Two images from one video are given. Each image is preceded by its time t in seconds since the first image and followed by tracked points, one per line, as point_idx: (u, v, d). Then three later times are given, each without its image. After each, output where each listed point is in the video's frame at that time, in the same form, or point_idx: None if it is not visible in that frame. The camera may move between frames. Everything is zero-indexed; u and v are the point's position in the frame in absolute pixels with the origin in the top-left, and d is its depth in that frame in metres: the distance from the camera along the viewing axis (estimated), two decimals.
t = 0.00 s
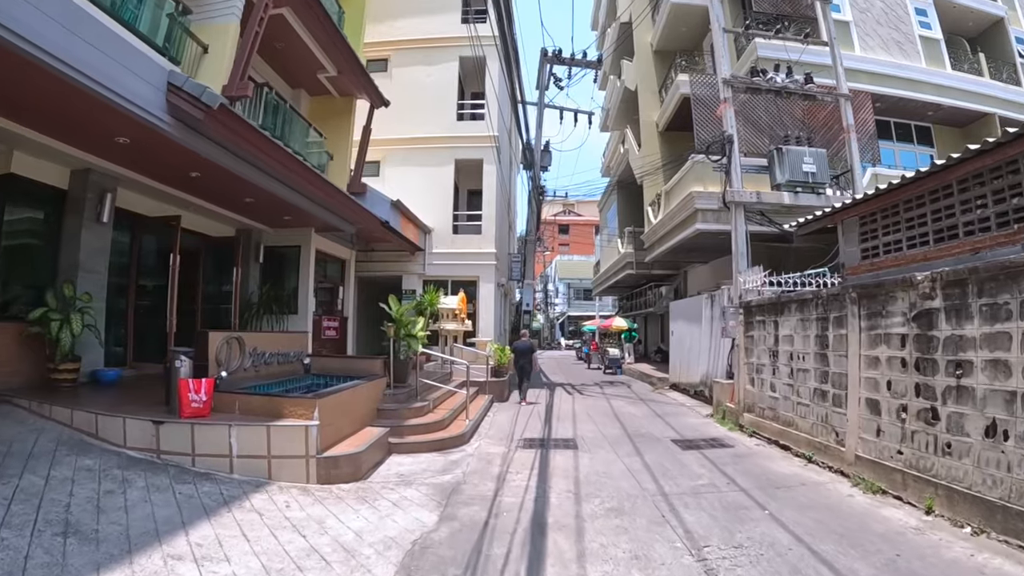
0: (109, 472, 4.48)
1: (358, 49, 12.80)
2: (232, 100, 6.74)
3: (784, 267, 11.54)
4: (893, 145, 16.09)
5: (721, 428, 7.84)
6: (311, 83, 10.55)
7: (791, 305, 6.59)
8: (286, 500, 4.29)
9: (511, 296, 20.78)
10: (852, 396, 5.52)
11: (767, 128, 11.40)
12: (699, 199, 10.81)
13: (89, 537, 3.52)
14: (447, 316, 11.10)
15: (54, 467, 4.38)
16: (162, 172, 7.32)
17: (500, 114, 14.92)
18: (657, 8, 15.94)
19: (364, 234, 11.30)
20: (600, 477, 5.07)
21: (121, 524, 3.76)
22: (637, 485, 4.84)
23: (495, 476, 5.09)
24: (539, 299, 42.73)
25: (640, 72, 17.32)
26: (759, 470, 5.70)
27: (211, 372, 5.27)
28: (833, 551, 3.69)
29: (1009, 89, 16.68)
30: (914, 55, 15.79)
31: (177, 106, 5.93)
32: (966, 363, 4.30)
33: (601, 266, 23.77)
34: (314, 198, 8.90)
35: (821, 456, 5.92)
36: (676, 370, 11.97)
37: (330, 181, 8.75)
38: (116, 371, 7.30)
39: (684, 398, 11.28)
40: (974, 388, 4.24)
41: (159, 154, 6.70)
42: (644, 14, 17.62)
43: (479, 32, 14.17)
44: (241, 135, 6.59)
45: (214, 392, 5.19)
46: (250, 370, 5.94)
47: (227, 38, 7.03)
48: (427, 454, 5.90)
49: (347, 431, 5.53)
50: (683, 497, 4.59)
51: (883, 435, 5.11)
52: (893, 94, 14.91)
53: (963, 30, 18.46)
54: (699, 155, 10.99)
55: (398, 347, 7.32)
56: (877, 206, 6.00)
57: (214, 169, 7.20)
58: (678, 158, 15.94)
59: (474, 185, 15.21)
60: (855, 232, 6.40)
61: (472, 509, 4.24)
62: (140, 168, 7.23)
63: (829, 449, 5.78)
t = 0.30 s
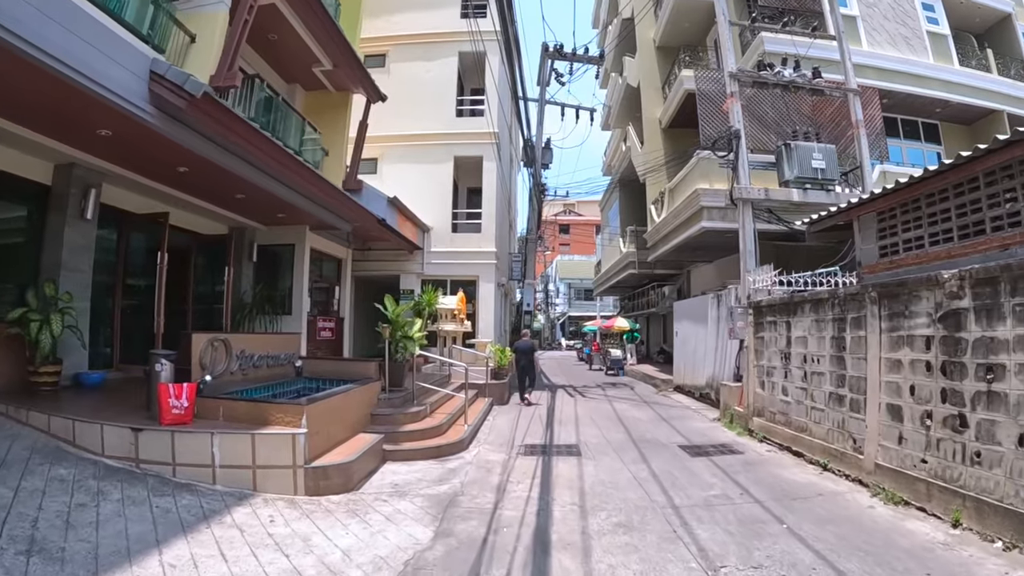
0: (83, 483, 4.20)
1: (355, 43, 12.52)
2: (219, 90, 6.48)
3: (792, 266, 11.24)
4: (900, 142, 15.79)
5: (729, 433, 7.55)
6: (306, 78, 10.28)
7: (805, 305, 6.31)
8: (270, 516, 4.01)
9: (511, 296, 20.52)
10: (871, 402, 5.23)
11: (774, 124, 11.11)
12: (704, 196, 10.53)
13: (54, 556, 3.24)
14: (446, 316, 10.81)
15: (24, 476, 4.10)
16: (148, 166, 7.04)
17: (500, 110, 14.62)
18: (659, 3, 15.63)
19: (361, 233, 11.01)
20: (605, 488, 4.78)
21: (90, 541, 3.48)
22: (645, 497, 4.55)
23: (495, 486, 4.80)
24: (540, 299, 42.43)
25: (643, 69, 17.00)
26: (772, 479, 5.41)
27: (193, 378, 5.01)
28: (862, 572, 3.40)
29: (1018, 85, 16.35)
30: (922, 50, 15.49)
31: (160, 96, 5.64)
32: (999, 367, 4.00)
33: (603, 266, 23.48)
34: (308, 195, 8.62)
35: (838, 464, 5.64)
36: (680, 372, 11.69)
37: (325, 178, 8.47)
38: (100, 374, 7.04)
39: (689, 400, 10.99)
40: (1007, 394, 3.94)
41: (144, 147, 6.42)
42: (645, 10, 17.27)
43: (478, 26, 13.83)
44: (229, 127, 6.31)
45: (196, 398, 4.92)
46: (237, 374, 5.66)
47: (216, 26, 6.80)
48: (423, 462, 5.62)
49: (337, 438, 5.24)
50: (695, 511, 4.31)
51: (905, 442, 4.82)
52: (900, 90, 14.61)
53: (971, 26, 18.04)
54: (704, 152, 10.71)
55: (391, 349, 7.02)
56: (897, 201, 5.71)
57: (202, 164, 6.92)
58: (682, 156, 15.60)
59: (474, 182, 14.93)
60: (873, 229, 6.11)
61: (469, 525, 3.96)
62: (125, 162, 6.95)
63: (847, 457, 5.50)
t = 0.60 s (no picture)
0: (48, 491, 3.88)
1: (348, 38, 12.24)
2: (201, 79, 6.19)
3: (797, 264, 10.96)
4: (906, 139, 15.52)
5: (734, 437, 7.26)
6: (298, 71, 9.98)
7: (816, 303, 6.02)
8: (246, 531, 3.71)
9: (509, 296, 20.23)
10: (889, 405, 4.94)
11: (779, 119, 10.77)
12: (707, 192, 10.25)
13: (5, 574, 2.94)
14: (442, 316, 10.51)
15: None
16: (129, 159, 6.75)
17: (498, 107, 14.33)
18: None
19: (354, 231, 10.72)
20: (607, 497, 4.49)
21: (48, 556, 3.18)
22: (650, 508, 4.26)
23: (489, 496, 4.51)
24: (539, 299, 42.13)
25: (643, 65, 16.72)
26: (784, 487, 5.12)
27: (169, 379, 4.72)
28: None
29: None
30: (927, 46, 15.23)
31: (137, 82, 5.33)
32: None
33: (602, 266, 23.19)
34: (299, 191, 8.33)
35: (852, 471, 5.35)
36: (682, 373, 11.41)
37: (317, 173, 8.18)
38: (79, 375, 6.74)
39: (692, 402, 10.69)
40: None
41: (125, 138, 6.13)
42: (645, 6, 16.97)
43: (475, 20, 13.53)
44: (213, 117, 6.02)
45: (170, 402, 4.62)
46: (219, 376, 5.36)
47: (199, 14, 6.48)
48: (415, 468, 5.31)
49: (323, 444, 4.95)
50: (703, 523, 4.01)
51: (926, 449, 4.53)
52: (906, 85, 14.35)
53: (975, 21, 17.79)
54: (706, 147, 10.44)
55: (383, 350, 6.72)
56: (914, 193, 5.43)
57: (186, 157, 6.63)
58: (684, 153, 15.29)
59: (471, 180, 14.65)
60: (889, 223, 5.83)
61: (460, 540, 3.65)
62: (106, 155, 6.66)
63: (861, 463, 5.22)
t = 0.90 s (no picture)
0: (9, 503, 3.57)
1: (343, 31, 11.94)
2: (183, 67, 5.90)
3: (803, 262, 10.65)
4: (912, 136, 15.21)
5: (742, 443, 6.96)
6: (290, 63, 9.67)
7: (830, 303, 5.73)
8: (218, 550, 3.40)
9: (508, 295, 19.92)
10: (910, 412, 4.65)
11: (784, 114, 10.46)
12: (711, 188, 9.96)
13: None
14: (438, 315, 10.20)
15: None
16: (109, 151, 6.44)
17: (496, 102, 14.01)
18: None
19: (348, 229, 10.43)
20: (609, 510, 4.19)
21: None
22: (656, 523, 3.96)
23: (483, 509, 4.21)
24: (539, 299, 41.80)
25: (645, 61, 16.41)
26: (798, 498, 4.82)
27: (142, 384, 4.41)
28: None
29: None
30: (934, 40, 14.95)
31: (111, 68, 5.00)
32: None
33: (602, 265, 22.88)
34: (289, 186, 8.01)
35: (869, 481, 5.07)
36: (685, 375, 11.11)
37: (309, 169, 7.88)
38: (58, 377, 6.44)
39: (695, 405, 10.40)
40: None
41: (102, 129, 5.81)
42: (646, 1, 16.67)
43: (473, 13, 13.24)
44: (195, 107, 5.70)
45: (143, 407, 4.32)
46: (198, 379, 5.06)
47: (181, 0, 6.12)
48: (405, 478, 5.01)
49: (307, 452, 4.65)
50: (715, 540, 3.72)
51: (951, 459, 4.24)
52: (914, 80, 14.05)
53: (982, 17, 17.46)
54: (710, 141, 10.13)
55: (374, 351, 6.44)
56: (936, 186, 5.16)
57: (169, 149, 6.32)
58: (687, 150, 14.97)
59: (470, 176, 14.35)
60: (909, 217, 5.55)
61: (450, 561, 3.35)
62: (84, 147, 6.34)
63: (879, 473, 4.94)
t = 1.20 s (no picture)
0: None
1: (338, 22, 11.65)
2: (166, 50, 5.65)
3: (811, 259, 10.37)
4: (918, 131, 14.93)
5: (752, 446, 6.67)
6: (282, 53, 9.37)
7: (848, 299, 5.45)
8: (192, 568, 3.11)
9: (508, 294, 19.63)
10: (936, 414, 4.37)
11: (792, 108, 9.97)
12: (716, 183, 9.68)
13: None
14: (435, 314, 9.90)
15: None
16: (90, 140, 6.13)
17: (495, 96, 13.71)
18: None
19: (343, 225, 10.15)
20: (617, 521, 3.90)
21: None
22: (669, 536, 3.67)
23: (482, 520, 3.92)
24: (539, 299, 41.48)
25: (646, 56, 16.13)
26: (817, 507, 4.53)
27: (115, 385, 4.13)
28: None
29: None
30: (941, 34, 14.67)
31: (88, 49, 4.68)
32: None
33: (603, 264, 22.59)
34: (281, 179, 7.71)
35: (891, 487, 4.79)
36: (689, 375, 10.83)
37: (302, 161, 7.59)
38: (37, 377, 6.15)
39: (700, 406, 10.13)
40: None
41: (82, 116, 5.51)
42: None
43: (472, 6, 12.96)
44: (179, 92, 5.40)
45: (115, 410, 4.02)
46: (178, 380, 4.76)
47: None
48: (400, 485, 4.72)
49: (293, 458, 4.36)
50: (733, 555, 3.43)
51: (981, 464, 3.95)
52: (920, 75, 13.79)
53: (988, 11, 17.15)
54: (716, 135, 9.85)
55: (367, 351, 6.15)
56: (959, 175, 4.91)
57: (153, 139, 6.02)
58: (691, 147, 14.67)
59: (468, 172, 14.07)
60: (931, 209, 5.30)
61: None
62: (64, 136, 6.03)
63: (903, 479, 4.66)
